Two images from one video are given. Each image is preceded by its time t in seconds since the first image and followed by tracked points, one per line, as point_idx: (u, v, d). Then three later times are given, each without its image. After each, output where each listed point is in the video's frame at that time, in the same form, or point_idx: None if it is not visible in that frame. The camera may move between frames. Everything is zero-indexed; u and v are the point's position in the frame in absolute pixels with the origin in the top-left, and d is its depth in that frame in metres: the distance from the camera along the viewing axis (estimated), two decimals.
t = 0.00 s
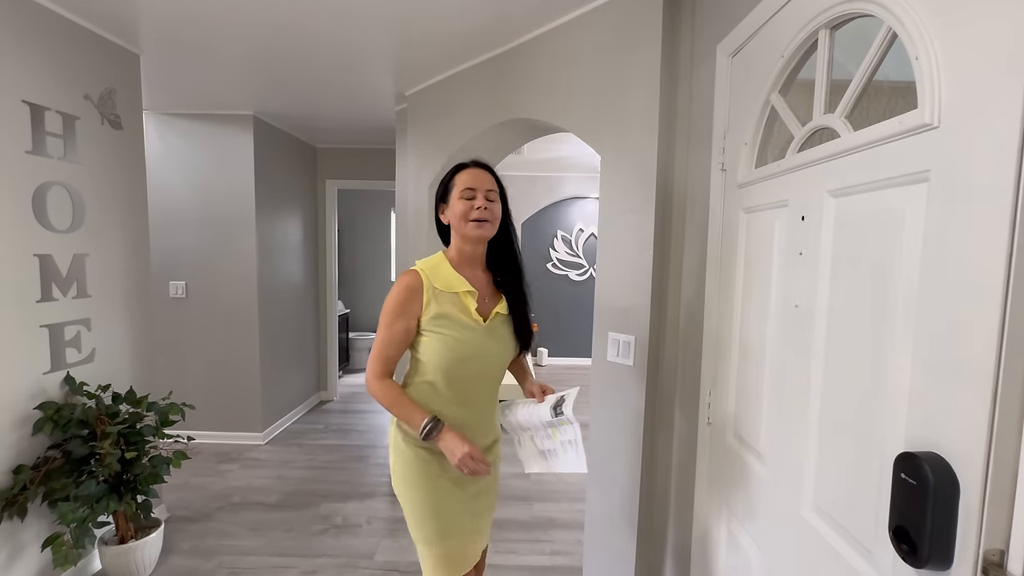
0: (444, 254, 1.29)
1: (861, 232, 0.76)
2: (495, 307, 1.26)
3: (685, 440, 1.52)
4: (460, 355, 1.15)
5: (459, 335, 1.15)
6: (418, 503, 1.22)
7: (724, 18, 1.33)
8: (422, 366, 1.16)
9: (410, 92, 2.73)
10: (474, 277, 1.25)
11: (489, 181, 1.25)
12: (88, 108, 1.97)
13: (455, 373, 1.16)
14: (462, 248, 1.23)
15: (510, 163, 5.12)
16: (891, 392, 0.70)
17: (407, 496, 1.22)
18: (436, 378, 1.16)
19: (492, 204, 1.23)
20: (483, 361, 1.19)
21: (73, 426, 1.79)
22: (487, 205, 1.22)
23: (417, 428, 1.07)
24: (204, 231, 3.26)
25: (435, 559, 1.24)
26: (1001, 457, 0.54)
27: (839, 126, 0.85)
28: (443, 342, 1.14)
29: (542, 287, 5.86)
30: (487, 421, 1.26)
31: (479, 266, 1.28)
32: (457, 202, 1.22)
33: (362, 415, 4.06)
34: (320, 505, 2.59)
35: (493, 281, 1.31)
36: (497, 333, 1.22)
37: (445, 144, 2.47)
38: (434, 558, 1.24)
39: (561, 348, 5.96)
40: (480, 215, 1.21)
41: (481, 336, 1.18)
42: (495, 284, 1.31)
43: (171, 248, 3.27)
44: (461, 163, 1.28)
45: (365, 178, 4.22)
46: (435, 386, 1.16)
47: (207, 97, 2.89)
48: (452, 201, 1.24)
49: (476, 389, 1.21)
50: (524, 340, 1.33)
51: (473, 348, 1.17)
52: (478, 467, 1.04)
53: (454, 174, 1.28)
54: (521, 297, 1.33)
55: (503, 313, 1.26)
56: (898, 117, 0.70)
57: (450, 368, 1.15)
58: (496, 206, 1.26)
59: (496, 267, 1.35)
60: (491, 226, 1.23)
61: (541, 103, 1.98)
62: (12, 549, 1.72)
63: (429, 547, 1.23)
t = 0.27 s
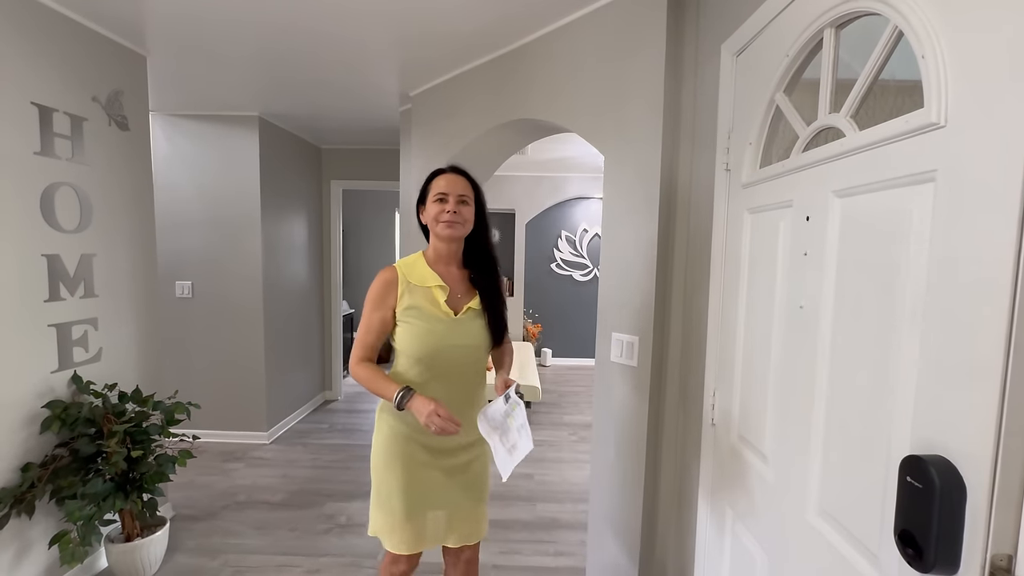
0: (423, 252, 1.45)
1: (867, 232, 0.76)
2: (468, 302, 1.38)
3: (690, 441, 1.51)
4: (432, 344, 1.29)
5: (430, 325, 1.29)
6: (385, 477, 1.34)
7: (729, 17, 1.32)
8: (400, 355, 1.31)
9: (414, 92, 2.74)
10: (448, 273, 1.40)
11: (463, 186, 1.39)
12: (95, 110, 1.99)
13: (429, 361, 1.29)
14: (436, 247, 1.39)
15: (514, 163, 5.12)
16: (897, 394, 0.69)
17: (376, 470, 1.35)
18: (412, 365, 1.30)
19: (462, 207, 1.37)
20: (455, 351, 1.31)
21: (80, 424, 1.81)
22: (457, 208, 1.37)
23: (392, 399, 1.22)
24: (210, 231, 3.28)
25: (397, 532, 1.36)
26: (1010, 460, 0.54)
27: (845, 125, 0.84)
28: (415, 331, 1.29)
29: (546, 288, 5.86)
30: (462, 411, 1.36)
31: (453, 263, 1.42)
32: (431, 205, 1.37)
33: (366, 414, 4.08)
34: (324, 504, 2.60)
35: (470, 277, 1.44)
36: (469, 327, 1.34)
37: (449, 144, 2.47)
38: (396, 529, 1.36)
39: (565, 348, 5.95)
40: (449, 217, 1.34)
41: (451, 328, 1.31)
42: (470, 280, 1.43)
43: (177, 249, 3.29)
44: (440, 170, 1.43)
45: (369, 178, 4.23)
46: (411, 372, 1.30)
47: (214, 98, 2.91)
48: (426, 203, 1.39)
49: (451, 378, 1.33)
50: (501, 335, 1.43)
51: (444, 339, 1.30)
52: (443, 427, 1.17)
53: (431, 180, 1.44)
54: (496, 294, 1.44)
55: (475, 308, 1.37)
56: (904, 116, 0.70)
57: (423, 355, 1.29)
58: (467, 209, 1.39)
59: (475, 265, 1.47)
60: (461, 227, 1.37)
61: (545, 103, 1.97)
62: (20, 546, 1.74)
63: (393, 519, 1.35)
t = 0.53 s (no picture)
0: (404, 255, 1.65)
1: (880, 232, 0.75)
2: (440, 303, 1.55)
3: (698, 443, 1.50)
4: (403, 338, 1.48)
5: (402, 322, 1.49)
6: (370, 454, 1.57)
7: (739, 15, 1.31)
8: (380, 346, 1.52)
9: (422, 93, 2.75)
10: (423, 275, 1.59)
11: (438, 197, 1.57)
12: (109, 111, 2.02)
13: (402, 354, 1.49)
14: (414, 251, 1.57)
15: (521, 163, 5.12)
16: (912, 396, 0.68)
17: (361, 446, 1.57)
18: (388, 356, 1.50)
19: (436, 216, 1.55)
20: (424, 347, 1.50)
21: (93, 422, 1.83)
22: (432, 217, 1.55)
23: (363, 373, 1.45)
24: (220, 232, 3.31)
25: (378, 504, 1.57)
26: None
27: (858, 123, 0.83)
28: (388, 326, 1.49)
29: (553, 288, 5.85)
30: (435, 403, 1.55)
31: (429, 266, 1.60)
32: (410, 214, 1.57)
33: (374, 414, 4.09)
34: (332, 503, 2.62)
35: (446, 278, 1.61)
36: (439, 325, 1.51)
37: (457, 144, 2.47)
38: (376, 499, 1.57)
39: (573, 348, 5.94)
40: (423, 225, 1.53)
41: (420, 325, 1.49)
42: (446, 281, 1.60)
43: (188, 249, 3.33)
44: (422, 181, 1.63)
45: (377, 179, 4.25)
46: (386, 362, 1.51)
47: (224, 99, 2.94)
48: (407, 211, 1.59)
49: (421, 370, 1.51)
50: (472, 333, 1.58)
51: (414, 335, 1.49)
52: (402, 382, 1.35)
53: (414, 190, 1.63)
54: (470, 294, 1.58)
55: (446, 308, 1.54)
56: (919, 114, 0.69)
57: (396, 347, 1.49)
58: (442, 218, 1.58)
59: (454, 267, 1.62)
60: (434, 234, 1.55)
61: (552, 103, 1.97)
62: (35, 541, 1.76)
63: (373, 492, 1.57)
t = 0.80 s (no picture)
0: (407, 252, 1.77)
1: (903, 237, 0.74)
2: (438, 296, 1.68)
3: (713, 447, 1.49)
4: (402, 328, 1.62)
5: (403, 314, 1.62)
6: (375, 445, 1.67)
7: (755, 15, 1.30)
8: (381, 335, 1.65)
9: (434, 95, 2.76)
10: (423, 271, 1.71)
11: (438, 199, 1.68)
12: (129, 116, 2.06)
13: (401, 343, 1.63)
14: (414, 250, 1.69)
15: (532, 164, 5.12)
16: (936, 403, 0.67)
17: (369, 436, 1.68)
18: (387, 343, 1.64)
19: (435, 217, 1.67)
20: (422, 337, 1.63)
21: (113, 421, 1.87)
22: (431, 218, 1.66)
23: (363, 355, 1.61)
24: (236, 233, 3.36)
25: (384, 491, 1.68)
26: None
27: (880, 127, 0.82)
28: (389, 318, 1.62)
29: (563, 289, 5.83)
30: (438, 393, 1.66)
31: (428, 262, 1.72)
32: (411, 214, 1.67)
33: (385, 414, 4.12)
34: (344, 502, 2.64)
35: (443, 274, 1.73)
36: (436, 317, 1.65)
37: (469, 146, 2.48)
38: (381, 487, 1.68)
39: (583, 350, 5.92)
40: (423, 226, 1.64)
41: (419, 317, 1.63)
42: (443, 277, 1.72)
43: (204, 250, 3.38)
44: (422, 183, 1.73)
45: (388, 180, 4.28)
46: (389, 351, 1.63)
47: (239, 103, 2.98)
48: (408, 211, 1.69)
49: (419, 359, 1.64)
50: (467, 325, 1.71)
51: (412, 325, 1.62)
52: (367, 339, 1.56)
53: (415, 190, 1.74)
54: (466, 289, 1.71)
55: (443, 301, 1.67)
56: (943, 118, 0.68)
57: (396, 337, 1.62)
58: (441, 219, 1.69)
59: (451, 263, 1.75)
60: (433, 234, 1.66)
61: (565, 105, 1.97)
62: (58, 537, 1.80)
63: (380, 481, 1.67)
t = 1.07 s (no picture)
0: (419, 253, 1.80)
1: (918, 239, 0.73)
2: (448, 294, 1.72)
3: (724, 449, 1.48)
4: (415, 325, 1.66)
5: (417, 311, 1.66)
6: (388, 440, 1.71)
7: (768, 15, 1.29)
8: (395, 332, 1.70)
9: (444, 97, 2.77)
10: (434, 271, 1.74)
11: (447, 202, 1.72)
12: (146, 120, 2.10)
13: (414, 338, 1.66)
14: (425, 251, 1.73)
15: (541, 165, 5.12)
16: (952, 407, 0.66)
17: (382, 429, 1.71)
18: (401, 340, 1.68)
19: (446, 219, 1.70)
20: (434, 332, 1.67)
21: (130, 419, 1.90)
22: (442, 221, 1.70)
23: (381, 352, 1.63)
24: (248, 234, 3.40)
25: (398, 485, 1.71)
26: None
27: (894, 128, 0.81)
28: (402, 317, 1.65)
29: (572, 289, 5.82)
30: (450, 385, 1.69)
31: (439, 262, 1.76)
32: (421, 218, 1.71)
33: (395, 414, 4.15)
34: (355, 501, 2.66)
35: (453, 273, 1.77)
36: (447, 313, 1.69)
37: (478, 148, 2.49)
38: (396, 481, 1.71)
39: (592, 351, 5.90)
40: (434, 228, 1.67)
41: (430, 314, 1.67)
42: (454, 276, 1.76)
43: (217, 251, 3.43)
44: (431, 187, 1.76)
45: (398, 182, 4.31)
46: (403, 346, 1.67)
47: (252, 106, 3.02)
48: (419, 214, 1.73)
49: (431, 353, 1.68)
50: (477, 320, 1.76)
51: (425, 322, 1.66)
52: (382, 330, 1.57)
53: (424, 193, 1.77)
54: (475, 287, 1.76)
55: (454, 299, 1.71)
56: (959, 119, 0.67)
57: (409, 333, 1.66)
58: (451, 222, 1.72)
59: (461, 263, 1.79)
60: (443, 236, 1.70)
61: (575, 107, 1.97)
62: (76, 532, 1.84)
63: (394, 473, 1.71)
